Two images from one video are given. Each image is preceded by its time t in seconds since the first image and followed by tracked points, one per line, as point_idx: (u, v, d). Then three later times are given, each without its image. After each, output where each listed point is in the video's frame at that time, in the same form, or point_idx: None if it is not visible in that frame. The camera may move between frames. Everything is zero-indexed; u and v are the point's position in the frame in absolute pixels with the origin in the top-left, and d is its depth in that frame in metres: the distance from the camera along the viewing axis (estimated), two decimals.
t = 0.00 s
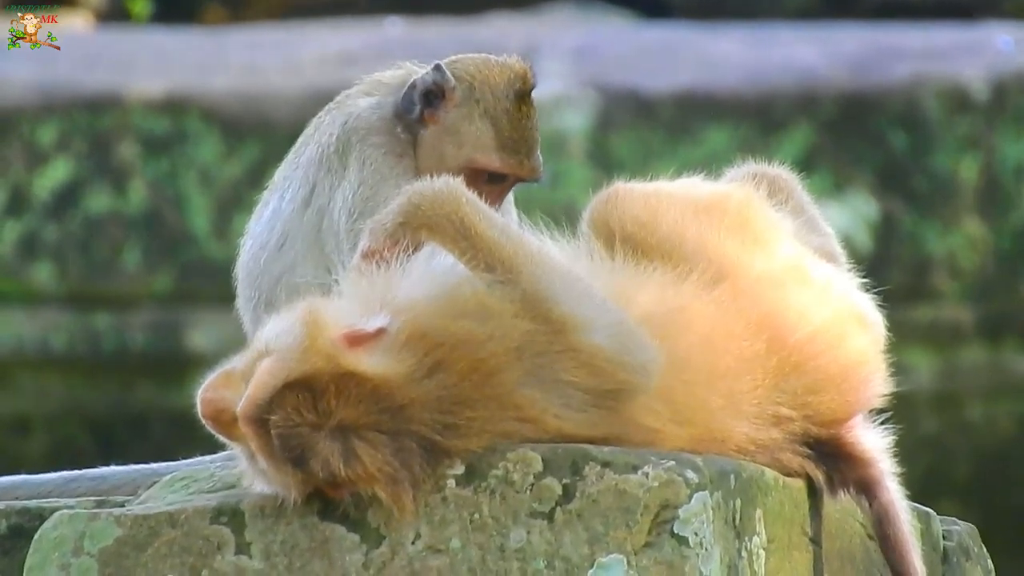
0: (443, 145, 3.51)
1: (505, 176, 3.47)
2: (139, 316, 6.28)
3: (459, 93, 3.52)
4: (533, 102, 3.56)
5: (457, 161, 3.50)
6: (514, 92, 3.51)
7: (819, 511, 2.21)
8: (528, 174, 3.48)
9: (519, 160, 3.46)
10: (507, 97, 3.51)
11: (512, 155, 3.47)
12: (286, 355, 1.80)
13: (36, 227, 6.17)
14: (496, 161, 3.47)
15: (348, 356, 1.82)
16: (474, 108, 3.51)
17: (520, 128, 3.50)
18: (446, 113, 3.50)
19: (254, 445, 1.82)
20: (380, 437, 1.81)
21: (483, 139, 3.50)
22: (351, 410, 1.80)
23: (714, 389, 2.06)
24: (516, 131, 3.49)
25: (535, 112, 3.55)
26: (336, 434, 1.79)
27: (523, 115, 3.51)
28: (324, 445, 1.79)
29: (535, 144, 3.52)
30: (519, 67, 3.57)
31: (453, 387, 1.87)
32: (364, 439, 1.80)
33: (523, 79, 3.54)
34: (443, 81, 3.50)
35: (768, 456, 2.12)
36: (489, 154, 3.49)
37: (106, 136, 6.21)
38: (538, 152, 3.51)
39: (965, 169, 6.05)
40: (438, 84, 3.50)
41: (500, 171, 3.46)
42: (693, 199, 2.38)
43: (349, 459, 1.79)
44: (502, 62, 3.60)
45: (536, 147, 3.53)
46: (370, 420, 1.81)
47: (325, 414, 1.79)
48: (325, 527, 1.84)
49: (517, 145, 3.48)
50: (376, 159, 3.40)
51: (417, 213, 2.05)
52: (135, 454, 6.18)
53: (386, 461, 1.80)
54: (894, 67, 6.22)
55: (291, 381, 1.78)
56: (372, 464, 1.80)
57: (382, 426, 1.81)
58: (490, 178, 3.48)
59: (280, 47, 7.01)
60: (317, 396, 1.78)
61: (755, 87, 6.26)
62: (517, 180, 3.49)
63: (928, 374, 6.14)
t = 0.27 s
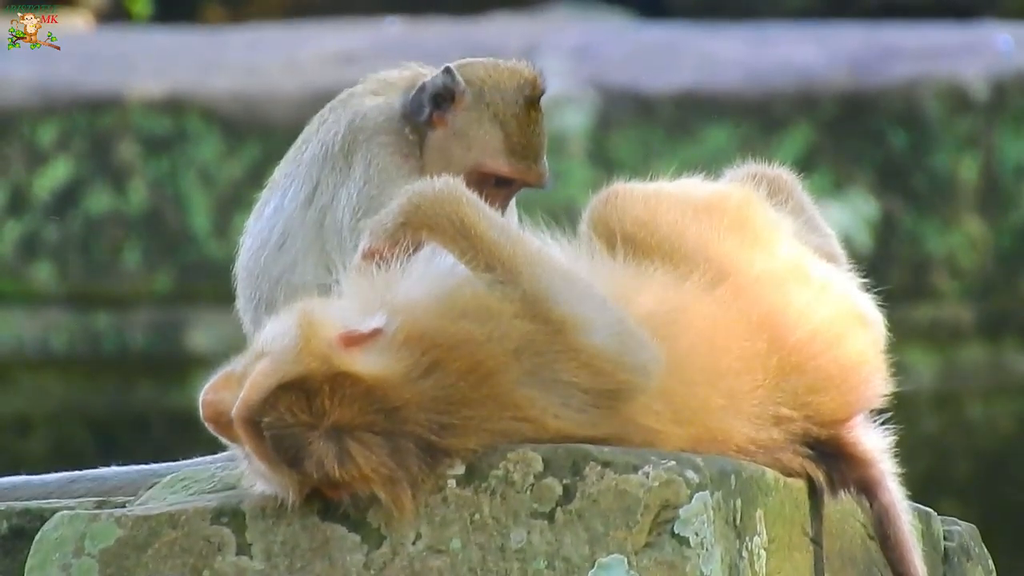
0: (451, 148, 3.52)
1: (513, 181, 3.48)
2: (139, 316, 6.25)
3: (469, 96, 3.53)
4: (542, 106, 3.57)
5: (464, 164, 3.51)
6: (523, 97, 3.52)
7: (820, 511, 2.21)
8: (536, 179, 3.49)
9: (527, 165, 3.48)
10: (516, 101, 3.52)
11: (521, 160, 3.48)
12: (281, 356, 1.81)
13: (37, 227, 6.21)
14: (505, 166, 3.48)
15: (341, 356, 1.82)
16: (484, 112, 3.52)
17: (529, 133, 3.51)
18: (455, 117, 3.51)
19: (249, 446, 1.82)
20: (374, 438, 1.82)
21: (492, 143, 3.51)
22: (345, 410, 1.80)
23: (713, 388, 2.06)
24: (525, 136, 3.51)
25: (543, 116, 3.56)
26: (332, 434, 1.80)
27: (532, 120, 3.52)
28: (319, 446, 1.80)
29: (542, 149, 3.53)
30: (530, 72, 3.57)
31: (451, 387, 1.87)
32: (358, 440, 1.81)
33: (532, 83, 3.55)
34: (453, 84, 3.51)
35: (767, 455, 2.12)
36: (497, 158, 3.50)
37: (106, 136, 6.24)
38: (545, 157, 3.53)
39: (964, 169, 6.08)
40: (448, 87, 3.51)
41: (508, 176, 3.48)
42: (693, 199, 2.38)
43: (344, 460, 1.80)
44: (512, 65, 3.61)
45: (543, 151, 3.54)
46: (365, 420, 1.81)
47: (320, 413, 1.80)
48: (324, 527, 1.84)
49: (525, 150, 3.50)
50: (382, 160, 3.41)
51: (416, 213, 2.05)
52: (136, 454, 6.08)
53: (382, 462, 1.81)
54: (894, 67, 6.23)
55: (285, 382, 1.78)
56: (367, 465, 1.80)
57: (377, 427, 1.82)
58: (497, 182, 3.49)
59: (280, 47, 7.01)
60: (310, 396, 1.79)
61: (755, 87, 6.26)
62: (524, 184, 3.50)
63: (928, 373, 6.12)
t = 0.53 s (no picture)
0: (471, 147, 3.60)
1: (533, 178, 3.60)
2: (139, 316, 6.24)
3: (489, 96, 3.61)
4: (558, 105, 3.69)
5: (485, 163, 3.60)
6: (543, 97, 3.62)
7: (821, 510, 2.21)
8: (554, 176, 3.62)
9: (547, 165, 3.60)
10: (536, 101, 3.62)
11: (542, 158, 3.60)
12: (279, 356, 1.81)
13: (39, 226, 6.21)
14: (525, 164, 3.59)
15: (340, 356, 1.82)
16: (505, 112, 3.61)
17: (548, 132, 3.62)
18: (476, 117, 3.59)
19: (247, 447, 1.82)
20: (372, 438, 1.82)
21: (513, 142, 3.61)
22: (345, 410, 1.80)
23: (714, 389, 2.06)
24: (544, 135, 3.62)
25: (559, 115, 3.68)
26: (330, 435, 1.80)
27: (552, 120, 3.63)
28: (317, 446, 1.80)
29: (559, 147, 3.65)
30: (546, 71, 3.67)
31: (452, 387, 1.87)
32: (357, 440, 1.81)
33: (550, 83, 3.65)
34: (474, 85, 3.59)
35: (768, 455, 2.12)
36: (518, 156, 3.61)
37: (108, 136, 6.23)
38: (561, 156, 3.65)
39: (965, 169, 6.08)
40: (469, 88, 3.58)
41: (529, 174, 3.59)
42: (694, 199, 2.38)
43: (343, 460, 1.80)
44: (527, 65, 3.70)
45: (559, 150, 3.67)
46: (363, 420, 1.81)
47: (318, 413, 1.80)
48: (325, 527, 1.85)
49: (545, 149, 3.61)
50: (398, 158, 3.41)
51: (418, 213, 2.05)
52: (137, 454, 6.18)
53: (381, 462, 1.81)
54: (896, 66, 6.23)
55: (283, 382, 1.79)
56: (367, 466, 1.81)
57: (375, 427, 1.82)
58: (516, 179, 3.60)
59: (281, 47, 7.00)
60: (308, 396, 1.79)
61: (757, 87, 6.23)
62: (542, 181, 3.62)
63: (930, 373, 6.13)
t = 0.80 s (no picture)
0: (475, 148, 3.58)
1: (535, 181, 3.56)
2: (140, 318, 6.26)
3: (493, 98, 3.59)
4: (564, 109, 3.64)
5: (489, 165, 3.57)
6: (547, 100, 3.59)
7: (822, 513, 2.21)
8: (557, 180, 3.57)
9: (549, 167, 3.55)
10: (540, 104, 3.58)
11: (544, 161, 3.56)
12: (279, 358, 1.81)
13: (39, 228, 6.21)
14: (528, 166, 3.55)
15: (340, 358, 1.82)
16: (509, 114, 3.59)
17: (552, 134, 3.59)
18: (480, 118, 3.58)
19: (247, 449, 1.82)
20: (372, 439, 1.81)
21: (516, 144, 3.57)
22: (345, 412, 1.80)
23: (716, 392, 2.05)
24: (547, 138, 3.58)
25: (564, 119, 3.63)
26: (330, 437, 1.80)
27: (556, 123, 3.59)
28: (317, 448, 1.80)
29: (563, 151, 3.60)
30: (552, 75, 3.65)
31: (452, 390, 1.86)
32: (357, 442, 1.81)
33: (555, 86, 3.61)
34: (478, 86, 3.58)
35: (769, 457, 2.12)
36: (522, 159, 3.57)
37: (110, 138, 6.22)
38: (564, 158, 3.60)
39: (966, 173, 6.07)
40: (474, 88, 3.57)
41: (531, 176, 3.55)
42: (694, 202, 2.38)
43: (343, 462, 1.80)
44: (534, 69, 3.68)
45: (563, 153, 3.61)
46: (363, 423, 1.81)
47: (318, 415, 1.80)
48: (326, 529, 1.85)
49: (548, 153, 3.57)
50: (403, 159, 3.42)
51: (418, 215, 2.05)
52: (139, 454, 6.15)
53: (381, 464, 1.81)
54: (897, 69, 6.25)
55: (283, 384, 1.79)
56: (367, 467, 1.80)
57: (375, 429, 1.82)
58: (519, 182, 3.56)
59: (282, 50, 7.00)
60: (308, 399, 1.79)
61: (758, 90, 6.25)
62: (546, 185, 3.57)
63: (931, 376, 6.13)
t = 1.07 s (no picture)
0: (479, 154, 3.60)
1: (538, 188, 3.60)
2: (141, 322, 6.24)
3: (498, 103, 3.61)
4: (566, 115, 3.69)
5: (493, 171, 3.60)
6: (552, 106, 3.63)
7: (824, 518, 2.21)
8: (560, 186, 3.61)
9: (553, 173, 3.59)
10: (545, 110, 3.62)
11: (548, 167, 3.60)
12: (279, 364, 1.81)
13: (39, 233, 6.19)
14: (531, 172, 3.59)
15: (341, 364, 1.83)
16: (513, 120, 3.61)
17: (556, 140, 3.63)
18: (484, 123, 3.59)
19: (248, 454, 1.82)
20: (372, 444, 1.82)
21: (521, 150, 3.61)
22: (346, 417, 1.80)
23: (717, 397, 2.05)
24: (551, 145, 3.62)
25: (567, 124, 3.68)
26: (331, 442, 1.80)
27: (559, 129, 3.64)
28: (318, 453, 1.80)
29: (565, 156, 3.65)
30: (555, 81, 3.68)
31: (453, 395, 1.87)
32: (357, 446, 1.81)
33: (559, 93, 3.65)
34: (482, 92, 3.58)
35: (770, 462, 2.12)
36: (525, 164, 3.61)
37: (109, 142, 6.24)
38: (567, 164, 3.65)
39: (966, 177, 6.07)
40: (479, 93, 3.57)
41: (535, 183, 3.58)
42: (694, 208, 2.38)
43: (343, 467, 1.80)
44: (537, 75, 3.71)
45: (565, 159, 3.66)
46: (363, 427, 1.81)
47: (318, 419, 1.80)
48: (327, 534, 1.85)
49: (552, 159, 3.61)
50: (405, 164, 3.44)
51: (420, 220, 2.06)
52: (141, 458, 6.25)
53: (382, 468, 1.81)
54: (897, 74, 6.27)
55: (284, 390, 1.79)
56: (367, 471, 1.80)
57: (376, 434, 1.82)
58: (522, 188, 3.59)
59: (282, 53, 7.01)
60: (309, 404, 1.80)
61: (758, 96, 6.25)
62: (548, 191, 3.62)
63: (932, 380, 6.15)
